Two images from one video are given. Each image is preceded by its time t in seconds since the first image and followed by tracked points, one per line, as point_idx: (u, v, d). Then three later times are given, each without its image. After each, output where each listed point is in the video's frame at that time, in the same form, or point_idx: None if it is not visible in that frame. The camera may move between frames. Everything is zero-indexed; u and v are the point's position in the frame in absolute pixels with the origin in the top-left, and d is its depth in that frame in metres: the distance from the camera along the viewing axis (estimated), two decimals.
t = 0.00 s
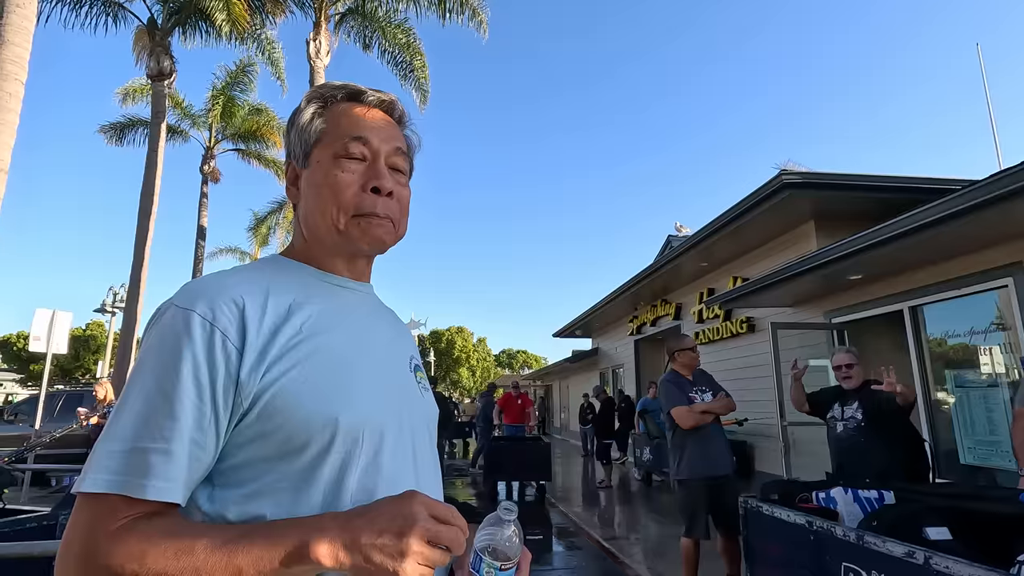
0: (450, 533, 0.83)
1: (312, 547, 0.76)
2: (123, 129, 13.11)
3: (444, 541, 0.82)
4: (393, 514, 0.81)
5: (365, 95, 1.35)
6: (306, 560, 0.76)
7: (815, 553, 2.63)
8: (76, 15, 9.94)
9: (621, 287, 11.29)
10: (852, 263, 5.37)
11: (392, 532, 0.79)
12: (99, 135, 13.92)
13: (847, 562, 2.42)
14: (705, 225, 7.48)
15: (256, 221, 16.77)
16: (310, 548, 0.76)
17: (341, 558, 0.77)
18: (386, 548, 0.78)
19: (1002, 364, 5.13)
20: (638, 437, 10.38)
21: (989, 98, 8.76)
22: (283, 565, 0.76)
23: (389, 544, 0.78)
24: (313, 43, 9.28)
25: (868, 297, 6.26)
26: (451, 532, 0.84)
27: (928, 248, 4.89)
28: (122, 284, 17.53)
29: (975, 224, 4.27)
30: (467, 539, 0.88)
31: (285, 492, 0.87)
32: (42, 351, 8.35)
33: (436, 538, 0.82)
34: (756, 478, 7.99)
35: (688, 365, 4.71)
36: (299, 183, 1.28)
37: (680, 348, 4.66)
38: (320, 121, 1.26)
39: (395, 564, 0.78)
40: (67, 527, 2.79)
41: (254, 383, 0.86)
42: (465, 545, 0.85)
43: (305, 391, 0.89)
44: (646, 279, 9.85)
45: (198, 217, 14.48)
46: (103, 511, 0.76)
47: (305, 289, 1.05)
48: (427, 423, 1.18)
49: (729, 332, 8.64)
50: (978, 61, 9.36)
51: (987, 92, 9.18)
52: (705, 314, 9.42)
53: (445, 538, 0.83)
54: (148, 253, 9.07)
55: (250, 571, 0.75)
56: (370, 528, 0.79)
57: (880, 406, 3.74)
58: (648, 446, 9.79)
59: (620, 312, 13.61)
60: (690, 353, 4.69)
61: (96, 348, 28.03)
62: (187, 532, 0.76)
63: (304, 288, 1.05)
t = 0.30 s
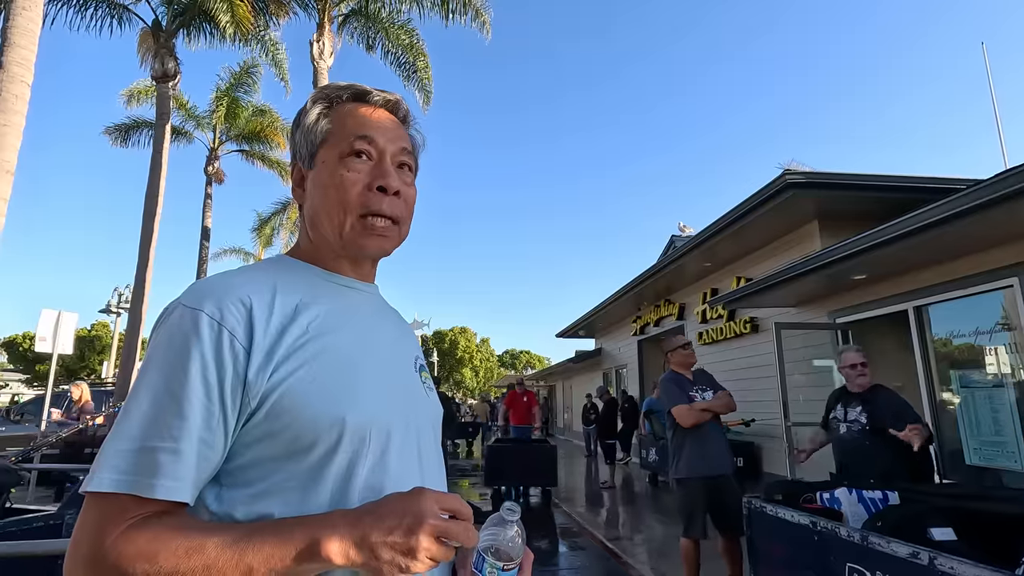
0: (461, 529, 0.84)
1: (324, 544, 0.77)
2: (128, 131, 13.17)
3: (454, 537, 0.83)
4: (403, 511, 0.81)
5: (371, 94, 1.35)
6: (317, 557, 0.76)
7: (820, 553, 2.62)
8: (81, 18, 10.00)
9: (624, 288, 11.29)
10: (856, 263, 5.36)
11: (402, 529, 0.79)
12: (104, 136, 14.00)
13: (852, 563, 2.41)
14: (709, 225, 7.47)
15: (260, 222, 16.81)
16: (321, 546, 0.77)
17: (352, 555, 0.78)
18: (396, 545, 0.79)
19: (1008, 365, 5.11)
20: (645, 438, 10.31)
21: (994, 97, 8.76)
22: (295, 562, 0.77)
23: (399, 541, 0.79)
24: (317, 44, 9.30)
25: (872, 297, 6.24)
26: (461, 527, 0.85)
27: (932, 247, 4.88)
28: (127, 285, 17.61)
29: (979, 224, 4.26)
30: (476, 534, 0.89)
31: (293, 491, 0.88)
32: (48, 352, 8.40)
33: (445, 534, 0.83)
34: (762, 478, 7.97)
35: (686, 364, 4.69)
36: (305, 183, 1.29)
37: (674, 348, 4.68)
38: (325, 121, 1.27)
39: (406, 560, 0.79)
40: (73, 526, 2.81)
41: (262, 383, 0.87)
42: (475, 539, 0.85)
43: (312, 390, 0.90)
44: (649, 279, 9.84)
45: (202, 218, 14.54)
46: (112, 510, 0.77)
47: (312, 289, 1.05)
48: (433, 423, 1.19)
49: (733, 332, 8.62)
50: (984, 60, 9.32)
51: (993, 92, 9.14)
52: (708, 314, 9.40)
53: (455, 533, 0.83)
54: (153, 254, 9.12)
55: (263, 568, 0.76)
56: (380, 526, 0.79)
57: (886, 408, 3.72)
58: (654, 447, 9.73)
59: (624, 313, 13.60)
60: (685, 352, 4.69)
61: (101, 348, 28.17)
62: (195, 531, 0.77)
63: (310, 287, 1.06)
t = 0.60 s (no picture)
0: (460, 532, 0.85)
1: (322, 546, 0.77)
2: (131, 132, 13.21)
3: (452, 540, 0.83)
4: (402, 512, 0.82)
5: (370, 94, 1.36)
6: (316, 559, 0.77)
7: (822, 554, 2.62)
8: (85, 19, 10.04)
9: (626, 288, 11.29)
10: (859, 263, 5.34)
11: (401, 531, 0.80)
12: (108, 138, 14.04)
13: (854, 563, 2.41)
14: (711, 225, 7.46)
15: (262, 223, 16.85)
16: (320, 547, 0.77)
17: (350, 557, 0.78)
18: (395, 547, 0.80)
19: (1011, 365, 5.10)
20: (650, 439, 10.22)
21: (998, 97, 8.72)
22: (293, 563, 0.77)
23: (398, 543, 0.80)
24: (319, 46, 9.33)
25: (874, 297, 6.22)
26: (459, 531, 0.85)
27: (934, 248, 4.87)
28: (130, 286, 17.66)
29: (982, 224, 4.24)
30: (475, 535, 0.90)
31: (293, 492, 0.88)
32: (52, 352, 8.43)
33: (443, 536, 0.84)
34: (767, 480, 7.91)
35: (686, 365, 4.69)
36: (306, 184, 1.30)
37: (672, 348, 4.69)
38: (325, 122, 1.28)
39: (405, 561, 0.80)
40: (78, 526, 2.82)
41: (262, 385, 0.87)
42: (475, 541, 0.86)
43: (313, 391, 0.91)
44: (651, 280, 9.83)
45: (205, 219, 14.59)
46: (114, 510, 0.78)
47: (314, 290, 1.06)
48: (436, 422, 1.20)
49: (735, 333, 8.61)
50: (988, 59, 9.26)
51: (997, 89, 9.08)
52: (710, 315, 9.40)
53: (454, 535, 0.84)
54: (156, 255, 9.14)
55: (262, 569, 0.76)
56: (379, 528, 0.80)
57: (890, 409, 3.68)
58: (659, 448, 9.64)
59: (626, 314, 13.59)
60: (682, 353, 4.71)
61: (105, 349, 28.25)
62: (195, 530, 0.77)
63: (313, 288, 1.06)
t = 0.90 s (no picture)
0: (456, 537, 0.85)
1: (320, 550, 0.78)
2: (134, 134, 13.26)
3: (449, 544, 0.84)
4: (398, 517, 0.82)
5: (376, 99, 1.37)
6: (314, 563, 0.78)
7: (824, 555, 2.62)
8: (88, 22, 10.09)
9: (628, 289, 11.29)
10: (861, 264, 5.34)
11: (397, 536, 0.81)
12: (111, 139, 14.08)
13: (855, 565, 2.41)
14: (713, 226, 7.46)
15: (264, 224, 16.88)
16: (317, 551, 0.78)
17: (347, 561, 0.79)
18: (391, 552, 0.81)
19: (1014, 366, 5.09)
20: (654, 440, 10.08)
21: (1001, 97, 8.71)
22: (290, 566, 0.78)
23: (393, 548, 0.81)
24: (321, 48, 9.36)
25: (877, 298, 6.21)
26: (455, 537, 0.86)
27: (936, 249, 4.86)
28: (133, 287, 17.71)
29: (984, 225, 4.24)
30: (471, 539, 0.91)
31: (292, 494, 0.89)
32: (55, 353, 8.45)
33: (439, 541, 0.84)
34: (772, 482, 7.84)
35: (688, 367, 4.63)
36: (309, 186, 1.30)
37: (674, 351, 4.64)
38: (330, 125, 1.28)
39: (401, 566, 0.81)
40: (81, 527, 2.84)
41: (262, 388, 0.88)
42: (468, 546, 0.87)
43: (311, 394, 0.91)
44: (653, 281, 9.83)
45: (208, 220, 14.63)
46: (116, 512, 0.79)
47: (314, 293, 1.07)
48: (436, 423, 1.20)
49: (737, 334, 8.60)
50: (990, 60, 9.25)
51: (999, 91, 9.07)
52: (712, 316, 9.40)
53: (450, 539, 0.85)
54: (159, 256, 9.18)
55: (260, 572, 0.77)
56: (375, 532, 0.80)
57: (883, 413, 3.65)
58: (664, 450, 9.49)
59: (627, 315, 13.58)
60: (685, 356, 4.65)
61: (108, 349, 28.33)
62: (195, 534, 0.78)
63: (312, 291, 1.07)
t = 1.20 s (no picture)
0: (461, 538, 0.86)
1: (325, 550, 0.78)
2: (137, 135, 13.30)
3: (454, 545, 0.84)
4: (403, 518, 0.83)
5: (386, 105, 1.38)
6: (319, 563, 0.78)
7: (825, 556, 2.62)
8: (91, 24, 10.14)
9: (629, 290, 11.29)
10: (863, 265, 5.33)
11: (402, 537, 0.81)
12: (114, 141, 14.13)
13: (857, 566, 2.41)
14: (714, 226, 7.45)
15: (266, 226, 16.91)
16: (323, 551, 0.78)
17: (353, 562, 0.79)
18: (396, 553, 0.81)
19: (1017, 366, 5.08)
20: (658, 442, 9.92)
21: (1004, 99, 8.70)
22: (296, 567, 0.78)
23: (399, 549, 0.81)
24: (323, 49, 9.38)
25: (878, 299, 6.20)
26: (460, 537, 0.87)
27: (938, 250, 4.86)
28: (135, 288, 17.76)
29: (986, 226, 4.23)
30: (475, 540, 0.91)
31: (296, 496, 0.90)
32: (58, 354, 8.48)
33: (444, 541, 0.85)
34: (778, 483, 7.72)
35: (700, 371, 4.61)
36: (317, 187, 1.29)
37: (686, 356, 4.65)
38: (343, 128, 1.28)
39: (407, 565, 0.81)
40: (83, 527, 2.85)
41: (266, 390, 0.89)
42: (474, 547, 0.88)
43: (315, 396, 0.92)
44: (654, 282, 9.83)
45: (210, 221, 14.67)
46: (120, 512, 0.79)
47: (317, 295, 1.07)
48: (437, 426, 1.21)
49: (739, 335, 8.60)
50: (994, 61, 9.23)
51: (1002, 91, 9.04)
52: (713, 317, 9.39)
53: (454, 540, 0.85)
54: (161, 257, 9.20)
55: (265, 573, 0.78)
56: (380, 533, 0.81)
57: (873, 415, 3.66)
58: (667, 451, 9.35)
59: (629, 316, 13.58)
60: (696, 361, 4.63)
61: (111, 350, 28.40)
62: (199, 535, 0.78)
63: (315, 293, 1.08)
